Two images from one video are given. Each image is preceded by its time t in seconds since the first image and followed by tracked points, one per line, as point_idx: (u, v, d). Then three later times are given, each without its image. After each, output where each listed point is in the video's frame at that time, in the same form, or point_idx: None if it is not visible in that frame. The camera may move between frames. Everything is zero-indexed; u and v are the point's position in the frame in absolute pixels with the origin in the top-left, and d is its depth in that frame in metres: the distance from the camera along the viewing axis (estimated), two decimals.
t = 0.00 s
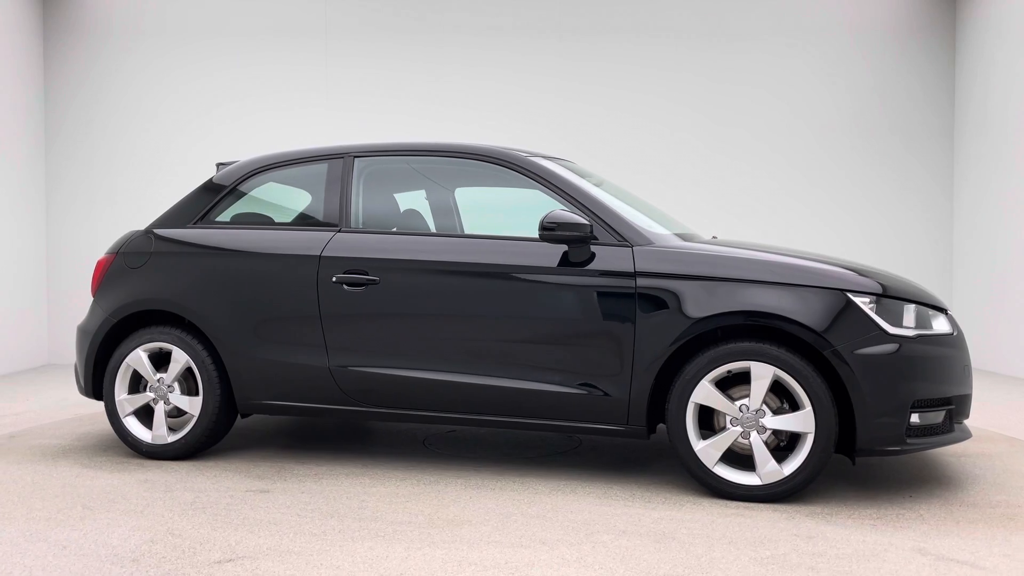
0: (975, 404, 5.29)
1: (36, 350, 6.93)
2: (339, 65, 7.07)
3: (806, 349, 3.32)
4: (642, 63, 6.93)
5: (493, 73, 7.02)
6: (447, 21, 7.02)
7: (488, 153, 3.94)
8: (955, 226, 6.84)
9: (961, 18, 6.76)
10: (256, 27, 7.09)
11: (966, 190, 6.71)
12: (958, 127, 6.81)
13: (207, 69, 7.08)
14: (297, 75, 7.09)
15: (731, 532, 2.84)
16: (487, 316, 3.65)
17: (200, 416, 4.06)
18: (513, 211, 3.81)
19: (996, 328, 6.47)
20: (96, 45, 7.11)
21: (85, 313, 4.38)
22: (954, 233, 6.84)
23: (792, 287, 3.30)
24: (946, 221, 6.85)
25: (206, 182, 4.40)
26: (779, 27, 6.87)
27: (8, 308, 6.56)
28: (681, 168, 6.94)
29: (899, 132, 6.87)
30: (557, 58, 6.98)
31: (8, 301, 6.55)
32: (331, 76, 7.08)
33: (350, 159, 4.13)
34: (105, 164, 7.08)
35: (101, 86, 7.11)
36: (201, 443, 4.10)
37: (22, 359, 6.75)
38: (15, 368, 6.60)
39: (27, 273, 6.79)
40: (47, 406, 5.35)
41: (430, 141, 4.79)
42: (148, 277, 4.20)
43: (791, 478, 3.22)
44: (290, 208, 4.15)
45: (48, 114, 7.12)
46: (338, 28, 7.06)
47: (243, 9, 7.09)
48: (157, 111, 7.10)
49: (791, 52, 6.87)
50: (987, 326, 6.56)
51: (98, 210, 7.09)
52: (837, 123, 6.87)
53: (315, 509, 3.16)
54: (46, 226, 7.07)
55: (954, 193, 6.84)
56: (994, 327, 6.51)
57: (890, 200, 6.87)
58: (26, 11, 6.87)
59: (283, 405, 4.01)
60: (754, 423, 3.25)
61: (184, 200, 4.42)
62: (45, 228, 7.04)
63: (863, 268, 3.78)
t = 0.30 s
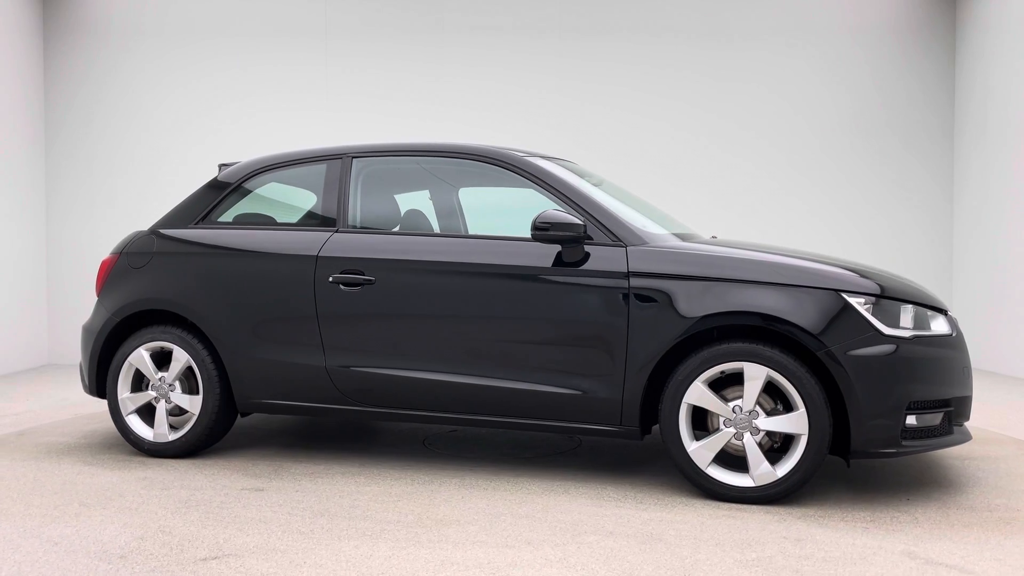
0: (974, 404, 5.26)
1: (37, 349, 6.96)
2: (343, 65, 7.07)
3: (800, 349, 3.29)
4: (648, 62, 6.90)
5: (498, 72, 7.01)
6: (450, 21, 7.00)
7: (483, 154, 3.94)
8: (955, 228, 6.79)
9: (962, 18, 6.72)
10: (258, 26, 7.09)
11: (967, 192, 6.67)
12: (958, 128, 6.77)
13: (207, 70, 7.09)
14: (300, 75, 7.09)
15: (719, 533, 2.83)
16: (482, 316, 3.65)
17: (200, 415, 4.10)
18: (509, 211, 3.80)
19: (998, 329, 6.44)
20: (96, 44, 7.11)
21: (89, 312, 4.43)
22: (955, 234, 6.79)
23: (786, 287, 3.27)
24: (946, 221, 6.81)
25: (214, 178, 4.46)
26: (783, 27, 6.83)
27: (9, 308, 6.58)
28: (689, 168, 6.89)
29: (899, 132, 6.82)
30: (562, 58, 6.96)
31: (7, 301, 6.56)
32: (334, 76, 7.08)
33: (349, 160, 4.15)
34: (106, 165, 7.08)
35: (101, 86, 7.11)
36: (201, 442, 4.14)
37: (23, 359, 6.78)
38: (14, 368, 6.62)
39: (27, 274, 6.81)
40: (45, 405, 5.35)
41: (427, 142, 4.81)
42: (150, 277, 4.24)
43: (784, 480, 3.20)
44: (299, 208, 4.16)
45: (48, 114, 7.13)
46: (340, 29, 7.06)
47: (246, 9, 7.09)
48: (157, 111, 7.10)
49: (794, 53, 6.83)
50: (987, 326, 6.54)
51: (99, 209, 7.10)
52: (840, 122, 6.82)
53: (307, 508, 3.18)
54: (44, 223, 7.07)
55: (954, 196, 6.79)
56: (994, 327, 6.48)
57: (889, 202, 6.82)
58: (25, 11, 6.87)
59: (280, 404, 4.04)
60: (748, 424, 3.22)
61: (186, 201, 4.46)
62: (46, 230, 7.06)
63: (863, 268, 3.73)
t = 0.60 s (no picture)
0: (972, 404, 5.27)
1: (36, 348, 6.91)
2: (347, 65, 7.05)
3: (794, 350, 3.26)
4: (653, 62, 6.88)
5: (503, 72, 6.99)
6: (453, 20, 6.98)
7: (478, 154, 3.94)
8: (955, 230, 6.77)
9: (962, 18, 6.71)
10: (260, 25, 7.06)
11: (967, 195, 6.65)
12: (958, 128, 6.75)
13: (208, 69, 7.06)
14: (303, 75, 7.07)
15: (707, 535, 2.81)
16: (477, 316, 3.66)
17: (200, 413, 4.14)
18: (504, 212, 3.80)
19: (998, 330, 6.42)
20: (95, 44, 7.08)
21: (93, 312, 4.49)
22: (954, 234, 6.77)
23: (779, 287, 3.24)
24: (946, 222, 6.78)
25: (220, 176, 4.50)
26: (784, 26, 6.81)
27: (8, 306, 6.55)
28: (696, 168, 6.86)
29: (897, 133, 6.80)
30: (566, 57, 6.94)
31: (7, 299, 6.53)
32: (337, 76, 7.05)
33: (347, 161, 4.17)
34: (108, 165, 7.05)
35: (99, 84, 7.08)
36: (201, 441, 4.18)
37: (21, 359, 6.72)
38: (12, 368, 6.56)
39: (25, 274, 6.75)
40: (43, 405, 5.34)
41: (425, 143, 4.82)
42: (152, 277, 4.29)
43: (777, 482, 3.17)
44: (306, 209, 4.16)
45: (48, 115, 7.09)
46: (343, 28, 7.05)
47: (248, 9, 7.06)
48: (157, 110, 7.07)
49: (795, 53, 6.81)
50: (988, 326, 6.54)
51: (100, 206, 7.06)
52: (841, 119, 6.81)
53: (299, 506, 3.19)
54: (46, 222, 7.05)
55: (954, 197, 6.77)
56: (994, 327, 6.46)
57: (887, 202, 6.80)
58: (25, 11, 6.83)
59: (280, 403, 4.06)
60: (740, 425, 3.20)
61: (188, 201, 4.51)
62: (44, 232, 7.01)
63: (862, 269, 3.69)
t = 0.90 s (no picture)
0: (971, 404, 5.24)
1: (35, 346, 6.91)
2: (354, 67, 7.07)
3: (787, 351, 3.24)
4: (658, 61, 6.86)
5: (509, 72, 6.98)
6: (459, 20, 6.98)
7: (473, 154, 3.95)
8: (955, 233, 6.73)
9: (962, 18, 6.68)
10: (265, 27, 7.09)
11: (967, 196, 6.61)
12: (958, 128, 6.71)
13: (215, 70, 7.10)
14: (309, 74, 7.09)
15: (695, 537, 2.79)
16: (471, 316, 3.67)
17: (201, 412, 4.18)
18: (499, 212, 3.80)
19: (999, 331, 6.38)
20: (98, 45, 7.12)
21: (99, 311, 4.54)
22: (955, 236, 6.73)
23: (772, 288, 3.21)
24: (945, 222, 6.74)
25: (225, 175, 4.55)
26: (786, 25, 6.78)
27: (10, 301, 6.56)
28: (702, 168, 6.85)
29: (898, 133, 6.77)
30: (571, 57, 6.93)
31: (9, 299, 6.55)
32: (344, 77, 7.07)
33: (346, 162, 4.19)
34: (109, 165, 7.08)
35: (102, 84, 7.12)
36: (202, 440, 4.21)
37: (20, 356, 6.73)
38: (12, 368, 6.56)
39: (25, 270, 6.76)
40: (43, 405, 5.36)
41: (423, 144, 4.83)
42: (155, 277, 4.33)
43: (770, 484, 3.14)
44: (308, 208, 4.18)
45: (48, 116, 7.11)
46: (349, 28, 7.05)
47: (254, 10, 7.08)
48: (160, 110, 7.10)
49: (795, 53, 6.79)
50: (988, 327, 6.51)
51: (106, 206, 7.08)
52: (845, 120, 6.78)
53: (291, 505, 3.21)
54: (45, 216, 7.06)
55: (954, 197, 6.73)
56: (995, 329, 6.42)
57: (885, 201, 6.76)
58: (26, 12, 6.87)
59: (279, 402, 4.09)
60: (733, 426, 3.18)
61: (192, 200, 4.55)
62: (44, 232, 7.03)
63: (862, 269, 3.65)
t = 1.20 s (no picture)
0: (971, 404, 5.21)
1: (37, 347, 6.96)
2: (360, 69, 7.07)
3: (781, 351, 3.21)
4: (664, 61, 6.85)
5: (514, 72, 6.97)
6: (464, 20, 6.97)
7: (470, 154, 3.95)
8: (955, 234, 6.74)
9: (963, 17, 6.67)
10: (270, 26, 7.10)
11: (966, 196, 6.62)
12: (958, 128, 6.72)
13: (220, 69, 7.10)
14: (310, 74, 7.08)
15: (682, 538, 2.78)
16: (466, 316, 3.67)
17: (202, 410, 4.22)
18: (495, 213, 3.80)
19: (999, 332, 6.39)
20: (101, 44, 7.12)
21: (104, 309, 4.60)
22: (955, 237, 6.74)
23: (765, 288, 3.19)
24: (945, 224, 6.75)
25: (229, 174, 4.58)
26: (787, 25, 6.78)
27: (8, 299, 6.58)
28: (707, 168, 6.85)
29: (898, 134, 6.76)
30: (577, 57, 6.92)
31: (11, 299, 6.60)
32: (350, 77, 7.07)
33: (345, 162, 4.20)
34: (112, 165, 7.10)
35: (105, 83, 7.13)
36: (203, 438, 4.26)
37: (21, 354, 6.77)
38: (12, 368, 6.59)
39: (25, 268, 6.80)
40: (43, 405, 5.38)
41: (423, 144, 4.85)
42: (158, 276, 4.38)
43: (762, 485, 3.11)
44: (309, 208, 4.21)
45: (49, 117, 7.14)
46: (355, 28, 7.05)
47: (259, 10, 7.09)
48: (164, 109, 7.11)
49: (796, 53, 6.79)
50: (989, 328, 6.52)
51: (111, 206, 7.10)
52: (846, 121, 6.77)
53: (283, 503, 3.24)
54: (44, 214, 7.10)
55: (954, 198, 6.74)
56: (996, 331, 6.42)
57: (883, 203, 6.76)
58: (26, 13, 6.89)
59: (279, 401, 4.12)
60: (725, 427, 3.16)
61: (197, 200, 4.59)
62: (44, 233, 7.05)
63: (860, 269, 3.61)
